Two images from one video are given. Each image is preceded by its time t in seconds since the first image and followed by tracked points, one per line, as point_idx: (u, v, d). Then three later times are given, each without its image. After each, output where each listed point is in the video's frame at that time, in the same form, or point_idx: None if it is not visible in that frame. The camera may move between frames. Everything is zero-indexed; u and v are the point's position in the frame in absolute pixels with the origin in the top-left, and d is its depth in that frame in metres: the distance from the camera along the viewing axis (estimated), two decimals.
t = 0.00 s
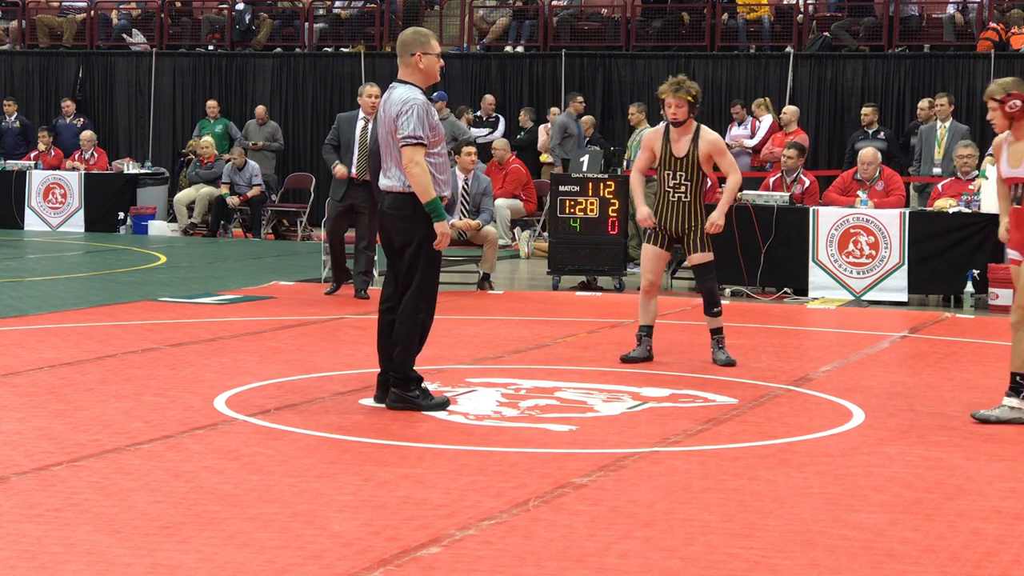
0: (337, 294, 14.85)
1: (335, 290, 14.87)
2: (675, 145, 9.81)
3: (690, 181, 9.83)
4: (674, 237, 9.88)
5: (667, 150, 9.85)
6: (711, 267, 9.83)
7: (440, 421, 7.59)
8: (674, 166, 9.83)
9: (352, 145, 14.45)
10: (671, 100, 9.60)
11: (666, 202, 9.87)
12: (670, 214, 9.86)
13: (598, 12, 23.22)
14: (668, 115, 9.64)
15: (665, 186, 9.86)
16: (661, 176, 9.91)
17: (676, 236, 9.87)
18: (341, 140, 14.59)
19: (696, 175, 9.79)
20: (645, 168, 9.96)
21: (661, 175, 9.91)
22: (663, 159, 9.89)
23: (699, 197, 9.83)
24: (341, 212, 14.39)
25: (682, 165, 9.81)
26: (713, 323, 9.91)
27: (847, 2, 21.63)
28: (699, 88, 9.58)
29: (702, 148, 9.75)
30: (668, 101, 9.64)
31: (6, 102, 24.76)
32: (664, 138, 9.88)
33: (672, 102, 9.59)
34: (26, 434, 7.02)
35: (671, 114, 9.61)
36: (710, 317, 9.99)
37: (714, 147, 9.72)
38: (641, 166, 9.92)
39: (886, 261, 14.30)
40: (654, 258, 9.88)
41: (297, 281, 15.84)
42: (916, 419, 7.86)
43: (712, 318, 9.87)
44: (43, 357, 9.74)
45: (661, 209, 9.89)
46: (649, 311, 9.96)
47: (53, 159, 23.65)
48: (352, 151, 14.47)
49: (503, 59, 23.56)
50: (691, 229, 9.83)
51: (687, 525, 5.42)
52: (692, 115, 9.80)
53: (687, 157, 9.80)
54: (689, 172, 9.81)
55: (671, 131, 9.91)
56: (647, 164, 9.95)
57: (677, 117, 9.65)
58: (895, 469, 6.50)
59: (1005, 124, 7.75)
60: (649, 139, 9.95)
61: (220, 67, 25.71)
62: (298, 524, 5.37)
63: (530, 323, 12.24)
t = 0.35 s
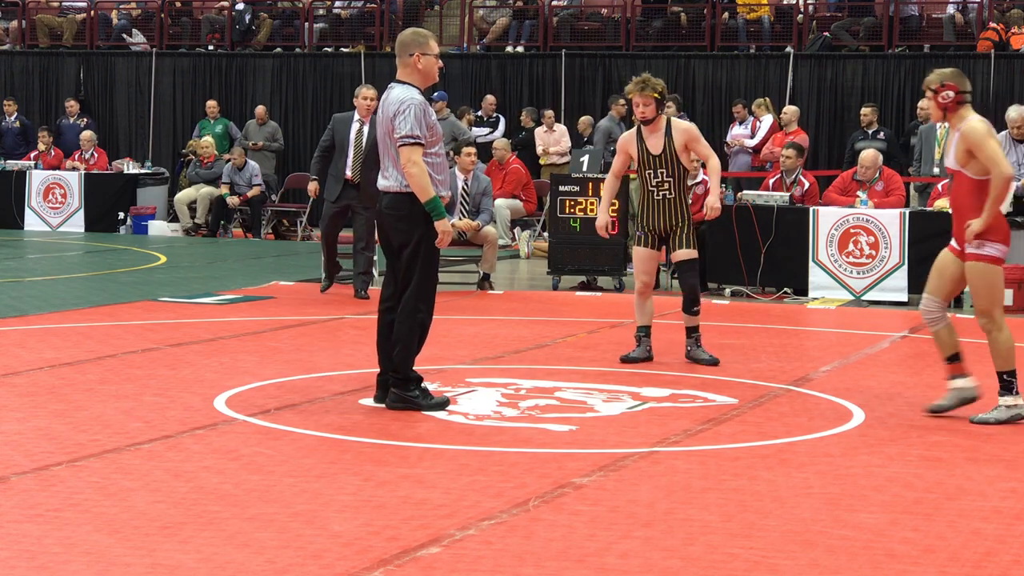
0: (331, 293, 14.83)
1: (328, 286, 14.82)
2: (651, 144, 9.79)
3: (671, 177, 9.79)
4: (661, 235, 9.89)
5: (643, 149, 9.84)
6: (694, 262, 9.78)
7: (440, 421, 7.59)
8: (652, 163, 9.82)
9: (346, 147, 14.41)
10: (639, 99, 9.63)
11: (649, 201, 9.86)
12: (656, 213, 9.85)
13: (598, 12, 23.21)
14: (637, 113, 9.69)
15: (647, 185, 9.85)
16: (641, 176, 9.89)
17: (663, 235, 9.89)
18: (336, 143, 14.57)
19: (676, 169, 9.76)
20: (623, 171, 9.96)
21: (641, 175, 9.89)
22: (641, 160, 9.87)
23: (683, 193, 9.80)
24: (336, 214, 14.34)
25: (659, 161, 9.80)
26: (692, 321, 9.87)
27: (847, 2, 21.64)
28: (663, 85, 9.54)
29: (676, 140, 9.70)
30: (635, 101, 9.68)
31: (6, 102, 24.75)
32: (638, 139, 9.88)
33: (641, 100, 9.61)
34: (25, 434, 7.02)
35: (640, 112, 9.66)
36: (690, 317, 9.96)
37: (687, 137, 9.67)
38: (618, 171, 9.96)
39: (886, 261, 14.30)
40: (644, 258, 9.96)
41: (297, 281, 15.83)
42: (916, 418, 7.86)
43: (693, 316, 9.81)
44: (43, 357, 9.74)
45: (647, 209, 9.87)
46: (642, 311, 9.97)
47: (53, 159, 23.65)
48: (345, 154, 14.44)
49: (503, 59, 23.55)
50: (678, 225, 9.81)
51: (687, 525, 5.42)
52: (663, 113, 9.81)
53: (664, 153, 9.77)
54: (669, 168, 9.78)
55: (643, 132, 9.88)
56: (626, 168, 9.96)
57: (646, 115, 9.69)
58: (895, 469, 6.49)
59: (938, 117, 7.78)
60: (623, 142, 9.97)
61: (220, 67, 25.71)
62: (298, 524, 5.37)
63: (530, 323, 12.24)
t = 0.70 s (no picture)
0: (332, 292, 14.80)
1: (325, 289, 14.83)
2: (656, 145, 9.77)
3: (677, 179, 9.78)
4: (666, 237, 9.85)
5: (649, 151, 9.82)
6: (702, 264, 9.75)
7: (440, 421, 7.59)
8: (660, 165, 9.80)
9: (338, 152, 14.42)
10: (652, 95, 9.54)
11: (654, 202, 9.85)
12: (661, 214, 9.83)
13: (598, 12, 23.22)
14: (653, 111, 9.57)
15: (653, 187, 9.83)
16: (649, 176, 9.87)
17: (667, 236, 9.84)
18: (325, 147, 14.51)
19: (682, 172, 9.75)
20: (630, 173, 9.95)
21: (648, 176, 9.88)
22: (647, 160, 9.86)
23: (688, 194, 9.80)
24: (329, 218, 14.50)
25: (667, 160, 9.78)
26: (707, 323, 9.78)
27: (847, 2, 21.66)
28: (676, 86, 9.49)
29: (684, 143, 9.70)
30: (651, 98, 9.57)
31: (6, 102, 24.74)
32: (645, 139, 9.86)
33: (653, 98, 9.53)
34: (25, 434, 7.02)
35: (654, 109, 9.56)
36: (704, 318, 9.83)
37: (694, 140, 9.67)
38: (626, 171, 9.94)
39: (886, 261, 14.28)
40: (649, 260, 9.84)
41: (297, 281, 15.84)
42: (916, 419, 7.86)
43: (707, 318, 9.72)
44: (43, 356, 9.74)
45: (651, 210, 9.85)
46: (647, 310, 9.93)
47: (53, 159, 23.65)
48: (336, 159, 14.45)
49: (503, 59, 23.54)
50: (682, 226, 9.79)
51: (687, 525, 5.42)
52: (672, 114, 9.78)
53: (671, 154, 9.76)
54: (675, 169, 9.77)
55: (651, 130, 9.88)
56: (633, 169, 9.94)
57: (658, 113, 9.61)
58: (895, 469, 6.49)
59: (860, 121, 7.79)
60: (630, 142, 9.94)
61: (220, 67, 25.72)
62: (298, 524, 5.37)
63: (531, 323, 12.24)
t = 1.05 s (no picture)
0: (331, 292, 14.76)
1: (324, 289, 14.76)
2: (687, 143, 9.74)
3: (702, 180, 9.75)
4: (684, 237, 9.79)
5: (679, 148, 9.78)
6: (718, 269, 9.76)
7: (440, 421, 7.59)
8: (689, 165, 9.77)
9: (340, 149, 14.56)
10: (691, 93, 9.46)
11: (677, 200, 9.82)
12: (681, 214, 9.77)
13: (598, 12, 23.23)
14: (690, 108, 9.49)
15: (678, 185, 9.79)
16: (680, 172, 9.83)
17: (686, 237, 9.75)
18: (323, 146, 14.59)
19: (708, 174, 9.72)
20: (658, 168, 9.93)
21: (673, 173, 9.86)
22: (675, 158, 9.84)
23: (711, 197, 9.77)
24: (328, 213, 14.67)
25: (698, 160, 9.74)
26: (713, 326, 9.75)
27: (847, 2, 21.65)
28: (716, 87, 9.45)
29: (715, 146, 9.68)
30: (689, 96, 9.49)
31: (6, 102, 24.74)
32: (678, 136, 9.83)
33: (693, 96, 9.47)
34: (25, 434, 7.02)
35: (691, 107, 9.48)
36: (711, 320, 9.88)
37: (726, 143, 9.62)
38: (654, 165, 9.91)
39: (886, 261, 14.31)
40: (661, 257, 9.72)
41: (297, 281, 15.84)
42: (915, 419, 7.86)
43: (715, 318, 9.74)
44: (43, 357, 9.74)
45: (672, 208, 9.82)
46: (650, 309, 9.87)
47: (53, 159, 23.65)
48: (336, 156, 14.61)
49: (503, 59, 23.54)
50: (702, 228, 9.74)
51: (687, 525, 5.42)
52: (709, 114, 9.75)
53: (698, 156, 9.73)
54: (700, 170, 9.75)
55: (685, 129, 9.85)
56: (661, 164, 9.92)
57: (695, 112, 9.55)
58: (896, 469, 6.49)
59: (782, 122, 8.01)
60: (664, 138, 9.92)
61: (220, 67, 25.71)
62: (298, 524, 5.37)
63: (531, 323, 12.24)
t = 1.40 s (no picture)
0: (331, 291, 14.75)
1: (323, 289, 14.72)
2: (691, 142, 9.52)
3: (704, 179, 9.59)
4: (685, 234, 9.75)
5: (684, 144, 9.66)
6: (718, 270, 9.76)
7: (440, 421, 7.59)
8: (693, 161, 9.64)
9: (353, 151, 14.74)
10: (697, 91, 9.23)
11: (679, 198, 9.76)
12: (682, 211, 9.72)
13: (598, 12, 23.22)
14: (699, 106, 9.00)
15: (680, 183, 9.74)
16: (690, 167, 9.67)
17: (686, 234, 9.73)
18: (337, 146, 14.67)
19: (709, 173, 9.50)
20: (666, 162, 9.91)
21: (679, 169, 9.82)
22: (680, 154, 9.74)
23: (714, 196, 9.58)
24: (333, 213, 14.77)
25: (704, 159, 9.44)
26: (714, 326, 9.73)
27: (848, 2, 21.65)
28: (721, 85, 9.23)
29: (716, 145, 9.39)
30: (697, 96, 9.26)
31: (6, 102, 24.73)
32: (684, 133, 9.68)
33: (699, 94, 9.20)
34: (25, 434, 7.02)
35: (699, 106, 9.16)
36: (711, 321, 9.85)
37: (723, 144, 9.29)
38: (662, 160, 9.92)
39: (886, 261, 14.31)
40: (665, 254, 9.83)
41: (297, 281, 15.84)
42: (915, 419, 7.86)
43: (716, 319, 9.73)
44: (43, 357, 9.74)
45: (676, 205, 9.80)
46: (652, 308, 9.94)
47: (53, 159, 23.64)
48: (347, 159, 14.78)
49: (503, 59, 23.55)
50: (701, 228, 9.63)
51: (687, 525, 5.42)
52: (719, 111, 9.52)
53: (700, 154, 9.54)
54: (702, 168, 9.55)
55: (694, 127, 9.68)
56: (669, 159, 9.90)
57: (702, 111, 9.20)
58: (895, 469, 6.49)
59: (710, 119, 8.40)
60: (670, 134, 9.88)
61: (220, 67, 25.72)
62: (298, 524, 5.37)
63: (531, 323, 12.24)
